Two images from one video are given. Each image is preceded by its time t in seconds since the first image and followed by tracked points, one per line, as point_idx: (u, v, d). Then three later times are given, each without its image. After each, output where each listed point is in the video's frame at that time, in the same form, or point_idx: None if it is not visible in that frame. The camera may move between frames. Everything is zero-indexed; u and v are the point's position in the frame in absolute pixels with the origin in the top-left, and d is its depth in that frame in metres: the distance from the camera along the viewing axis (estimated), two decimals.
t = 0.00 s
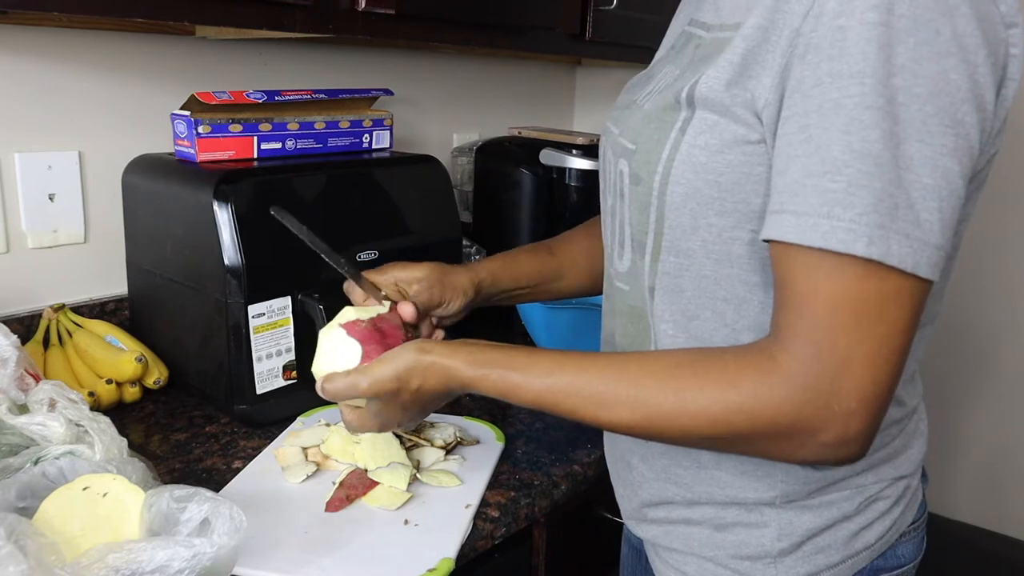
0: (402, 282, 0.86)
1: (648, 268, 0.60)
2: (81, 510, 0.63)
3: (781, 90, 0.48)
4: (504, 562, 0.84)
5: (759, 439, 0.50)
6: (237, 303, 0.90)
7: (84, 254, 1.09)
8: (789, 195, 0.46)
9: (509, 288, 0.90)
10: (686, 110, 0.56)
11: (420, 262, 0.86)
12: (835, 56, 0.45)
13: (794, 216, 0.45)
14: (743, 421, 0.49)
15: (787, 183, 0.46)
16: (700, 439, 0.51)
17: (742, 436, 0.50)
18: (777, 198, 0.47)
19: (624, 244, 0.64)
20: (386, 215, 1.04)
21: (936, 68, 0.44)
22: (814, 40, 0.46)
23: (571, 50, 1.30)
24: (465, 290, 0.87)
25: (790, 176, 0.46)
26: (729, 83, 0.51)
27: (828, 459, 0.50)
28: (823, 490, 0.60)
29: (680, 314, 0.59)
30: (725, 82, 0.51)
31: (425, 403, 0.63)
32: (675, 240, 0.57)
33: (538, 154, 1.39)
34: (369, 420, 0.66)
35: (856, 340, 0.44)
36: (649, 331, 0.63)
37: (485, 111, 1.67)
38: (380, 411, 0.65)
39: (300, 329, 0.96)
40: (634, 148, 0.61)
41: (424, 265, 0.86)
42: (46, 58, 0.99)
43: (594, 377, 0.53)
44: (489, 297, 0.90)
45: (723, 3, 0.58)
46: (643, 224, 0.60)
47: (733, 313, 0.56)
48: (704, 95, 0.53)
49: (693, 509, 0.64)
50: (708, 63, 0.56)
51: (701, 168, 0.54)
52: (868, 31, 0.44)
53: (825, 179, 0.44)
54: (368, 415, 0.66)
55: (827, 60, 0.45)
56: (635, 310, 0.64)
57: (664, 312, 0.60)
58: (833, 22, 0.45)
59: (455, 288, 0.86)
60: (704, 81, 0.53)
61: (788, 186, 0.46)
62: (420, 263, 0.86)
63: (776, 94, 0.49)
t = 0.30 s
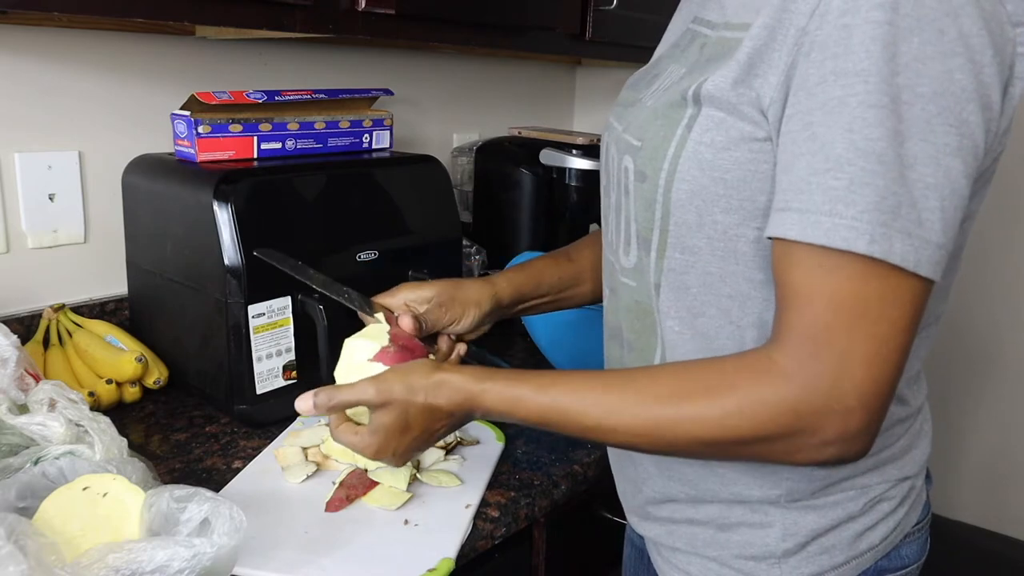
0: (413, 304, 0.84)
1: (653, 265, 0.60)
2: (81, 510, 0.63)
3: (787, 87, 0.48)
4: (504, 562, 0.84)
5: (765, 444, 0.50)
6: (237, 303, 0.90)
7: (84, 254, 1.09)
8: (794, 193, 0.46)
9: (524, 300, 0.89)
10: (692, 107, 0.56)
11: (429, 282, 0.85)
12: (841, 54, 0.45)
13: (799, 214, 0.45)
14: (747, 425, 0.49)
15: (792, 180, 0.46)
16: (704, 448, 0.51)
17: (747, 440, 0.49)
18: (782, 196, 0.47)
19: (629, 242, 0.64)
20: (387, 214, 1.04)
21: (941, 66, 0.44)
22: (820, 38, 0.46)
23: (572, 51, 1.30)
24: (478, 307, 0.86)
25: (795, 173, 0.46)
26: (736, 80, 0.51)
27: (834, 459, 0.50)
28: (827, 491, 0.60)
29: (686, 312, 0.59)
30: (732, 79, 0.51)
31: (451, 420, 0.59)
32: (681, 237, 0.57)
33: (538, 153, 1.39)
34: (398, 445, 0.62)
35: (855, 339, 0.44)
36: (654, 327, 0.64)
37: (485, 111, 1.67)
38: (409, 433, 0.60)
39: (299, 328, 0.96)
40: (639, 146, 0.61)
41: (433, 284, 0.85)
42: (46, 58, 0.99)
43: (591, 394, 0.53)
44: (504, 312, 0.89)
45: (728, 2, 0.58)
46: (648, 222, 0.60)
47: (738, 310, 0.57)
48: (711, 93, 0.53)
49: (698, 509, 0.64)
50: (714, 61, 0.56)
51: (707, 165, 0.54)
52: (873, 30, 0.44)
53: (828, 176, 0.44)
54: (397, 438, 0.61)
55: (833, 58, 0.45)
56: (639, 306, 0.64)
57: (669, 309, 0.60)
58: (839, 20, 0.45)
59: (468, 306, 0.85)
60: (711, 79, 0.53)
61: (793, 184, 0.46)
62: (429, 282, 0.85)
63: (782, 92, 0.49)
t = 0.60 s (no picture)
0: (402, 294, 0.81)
1: (652, 266, 0.60)
2: (81, 510, 0.63)
3: (786, 87, 0.49)
4: (504, 562, 0.84)
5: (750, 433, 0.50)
6: (237, 303, 0.90)
7: (84, 254, 1.09)
8: (786, 188, 0.46)
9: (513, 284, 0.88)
10: (691, 107, 0.56)
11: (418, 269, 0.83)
12: (838, 53, 0.45)
13: (791, 209, 0.45)
14: (734, 413, 0.49)
15: (787, 178, 0.46)
16: (690, 433, 0.51)
17: (733, 428, 0.50)
18: (775, 194, 0.47)
19: (626, 243, 0.64)
20: (387, 214, 1.04)
21: (936, 65, 0.44)
22: (817, 36, 0.46)
23: (572, 51, 1.30)
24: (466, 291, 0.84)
25: (790, 170, 0.46)
26: (735, 79, 0.51)
27: (818, 450, 0.50)
28: (826, 490, 0.60)
29: (684, 313, 0.59)
30: (730, 79, 0.51)
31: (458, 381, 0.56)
32: (680, 238, 0.57)
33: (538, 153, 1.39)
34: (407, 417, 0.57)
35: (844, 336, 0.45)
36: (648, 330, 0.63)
37: (485, 111, 1.67)
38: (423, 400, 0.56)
39: (300, 328, 0.96)
40: (638, 146, 0.61)
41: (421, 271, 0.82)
42: (46, 58, 0.99)
43: (583, 375, 0.53)
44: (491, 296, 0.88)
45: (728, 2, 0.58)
46: (647, 223, 0.60)
47: (737, 311, 0.57)
48: (709, 92, 0.53)
49: (697, 510, 0.64)
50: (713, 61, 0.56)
51: (707, 165, 0.54)
52: (869, 29, 0.44)
53: (822, 173, 0.44)
54: (413, 407, 0.56)
55: (831, 57, 0.45)
56: (635, 310, 0.64)
57: (667, 310, 0.60)
58: (836, 18, 0.45)
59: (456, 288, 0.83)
60: (709, 78, 0.53)
61: (786, 181, 0.46)
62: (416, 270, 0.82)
63: (781, 91, 0.49)
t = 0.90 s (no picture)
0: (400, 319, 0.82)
1: (651, 267, 0.60)
2: (81, 510, 0.63)
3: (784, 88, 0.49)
4: (504, 563, 0.84)
5: (742, 435, 0.50)
6: (237, 302, 0.90)
7: (84, 254, 1.09)
8: (785, 191, 0.46)
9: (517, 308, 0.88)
10: (689, 108, 0.56)
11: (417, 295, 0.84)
12: (837, 55, 0.45)
13: (788, 213, 0.45)
14: (725, 414, 0.49)
15: (784, 180, 0.46)
16: (682, 435, 0.51)
17: (725, 430, 0.50)
18: (772, 196, 0.47)
19: (624, 245, 0.64)
20: (387, 215, 1.04)
21: (934, 67, 0.44)
22: (815, 38, 0.46)
23: (572, 51, 1.30)
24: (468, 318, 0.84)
25: (787, 172, 0.46)
26: (734, 80, 0.51)
27: (809, 452, 0.50)
28: (824, 493, 0.60)
29: (683, 314, 0.59)
30: (729, 80, 0.51)
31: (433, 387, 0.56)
32: (679, 239, 0.57)
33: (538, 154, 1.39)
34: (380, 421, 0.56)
35: (837, 336, 0.45)
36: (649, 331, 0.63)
37: (485, 111, 1.67)
38: (396, 402, 0.56)
39: (299, 328, 0.96)
40: (636, 147, 0.61)
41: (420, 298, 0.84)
42: (46, 58, 0.99)
43: (578, 376, 0.53)
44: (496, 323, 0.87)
45: (728, 3, 0.57)
46: (646, 223, 0.60)
47: (736, 312, 0.57)
48: (708, 93, 0.53)
49: (695, 511, 0.64)
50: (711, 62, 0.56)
51: (706, 166, 0.54)
52: (871, 32, 0.44)
53: (821, 177, 0.44)
54: (386, 410, 0.56)
55: (829, 59, 0.45)
56: (635, 310, 0.64)
57: (666, 311, 0.60)
58: (835, 21, 0.45)
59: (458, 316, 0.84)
60: (707, 79, 0.53)
61: (784, 183, 0.46)
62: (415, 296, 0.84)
63: (779, 92, 0.49)
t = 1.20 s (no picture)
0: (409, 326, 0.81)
1: (651, 263, 0.60)
2: (81, 510, 0.63)
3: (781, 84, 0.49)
4: (504, 562, 0.84)
5: (728, 429, 0.50)
6: (237, 303, 0.90)
7: (84, 253, 1.09)
8: (775, 184, 0.46)
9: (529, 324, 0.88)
10: (688, 104, 0.56)
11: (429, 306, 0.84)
12: (828, 49, 0.45)
13: (779, 205, 0.45)
14: (712, 408, 0.49)
15: (774, 171, 0.46)
16: (669, 429, 0.51)
17: (712, 424, 0.50)
18: (764, 187, 0.47)
19: (624, 241, 0.64)
20: (387, 213, 1.04)
21: (923, 62, 0.43)
22: (808, 33, 0.46)
23: (572, 50, 1.30)
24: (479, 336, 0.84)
25: (777, 164, 0.46)
26: (731, 76, 0.51)
27: (798, 445, 0.50)
28: (828, 491, 0.60)
29: (683, 309, 0.59)
30: (727, 75, 0.51)
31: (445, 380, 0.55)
32: (678, 235, 0.57)
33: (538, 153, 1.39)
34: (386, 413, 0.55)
35: (823, 330, 0.45)
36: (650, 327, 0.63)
37: (485, 111, 1.67)
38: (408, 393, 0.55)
39: (299, 328, 0.96)
40: (636, 144, 0.61)
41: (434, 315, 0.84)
42: (46, 58, 0.99)
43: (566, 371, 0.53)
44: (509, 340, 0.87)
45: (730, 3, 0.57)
46: (645, 219, 0.60)
47: (736, 307, 0.57)
48: (706, 88, 0.53)
49: (698, 509, 0.64)
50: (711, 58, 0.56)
51: (704, 160, 0.54)
52: (861, 27, 0.44)
53: (810, 170, 0.45)
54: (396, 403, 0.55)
55: (819, 53, 0.45)
56: (635, 306, 0.64)
57: (667, 306, 0.60)
58: (827, 15, 0.45)
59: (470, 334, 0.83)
60: (705, 74, 0.53)
61: (774, 175, 0.46)
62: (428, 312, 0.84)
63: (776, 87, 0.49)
